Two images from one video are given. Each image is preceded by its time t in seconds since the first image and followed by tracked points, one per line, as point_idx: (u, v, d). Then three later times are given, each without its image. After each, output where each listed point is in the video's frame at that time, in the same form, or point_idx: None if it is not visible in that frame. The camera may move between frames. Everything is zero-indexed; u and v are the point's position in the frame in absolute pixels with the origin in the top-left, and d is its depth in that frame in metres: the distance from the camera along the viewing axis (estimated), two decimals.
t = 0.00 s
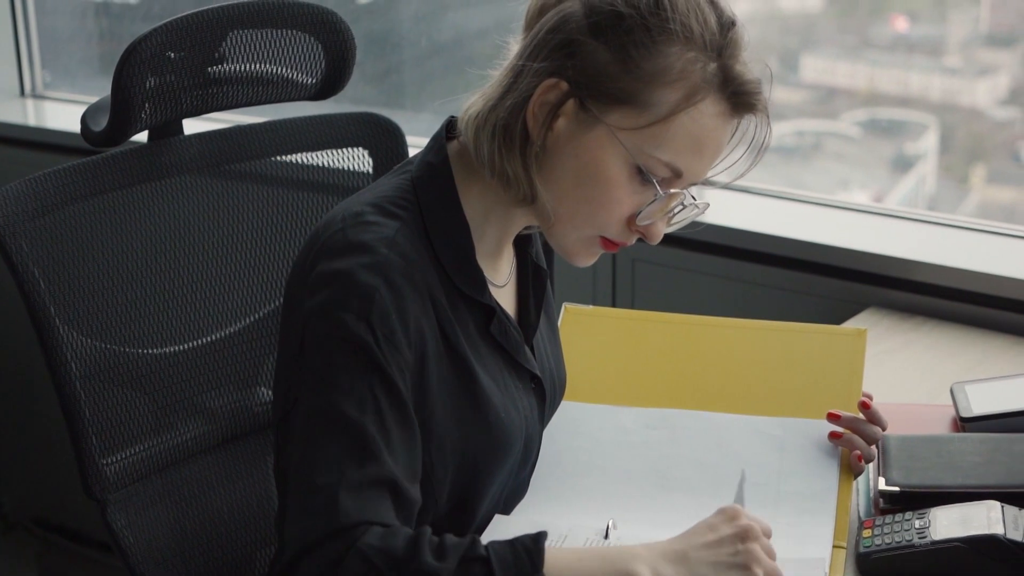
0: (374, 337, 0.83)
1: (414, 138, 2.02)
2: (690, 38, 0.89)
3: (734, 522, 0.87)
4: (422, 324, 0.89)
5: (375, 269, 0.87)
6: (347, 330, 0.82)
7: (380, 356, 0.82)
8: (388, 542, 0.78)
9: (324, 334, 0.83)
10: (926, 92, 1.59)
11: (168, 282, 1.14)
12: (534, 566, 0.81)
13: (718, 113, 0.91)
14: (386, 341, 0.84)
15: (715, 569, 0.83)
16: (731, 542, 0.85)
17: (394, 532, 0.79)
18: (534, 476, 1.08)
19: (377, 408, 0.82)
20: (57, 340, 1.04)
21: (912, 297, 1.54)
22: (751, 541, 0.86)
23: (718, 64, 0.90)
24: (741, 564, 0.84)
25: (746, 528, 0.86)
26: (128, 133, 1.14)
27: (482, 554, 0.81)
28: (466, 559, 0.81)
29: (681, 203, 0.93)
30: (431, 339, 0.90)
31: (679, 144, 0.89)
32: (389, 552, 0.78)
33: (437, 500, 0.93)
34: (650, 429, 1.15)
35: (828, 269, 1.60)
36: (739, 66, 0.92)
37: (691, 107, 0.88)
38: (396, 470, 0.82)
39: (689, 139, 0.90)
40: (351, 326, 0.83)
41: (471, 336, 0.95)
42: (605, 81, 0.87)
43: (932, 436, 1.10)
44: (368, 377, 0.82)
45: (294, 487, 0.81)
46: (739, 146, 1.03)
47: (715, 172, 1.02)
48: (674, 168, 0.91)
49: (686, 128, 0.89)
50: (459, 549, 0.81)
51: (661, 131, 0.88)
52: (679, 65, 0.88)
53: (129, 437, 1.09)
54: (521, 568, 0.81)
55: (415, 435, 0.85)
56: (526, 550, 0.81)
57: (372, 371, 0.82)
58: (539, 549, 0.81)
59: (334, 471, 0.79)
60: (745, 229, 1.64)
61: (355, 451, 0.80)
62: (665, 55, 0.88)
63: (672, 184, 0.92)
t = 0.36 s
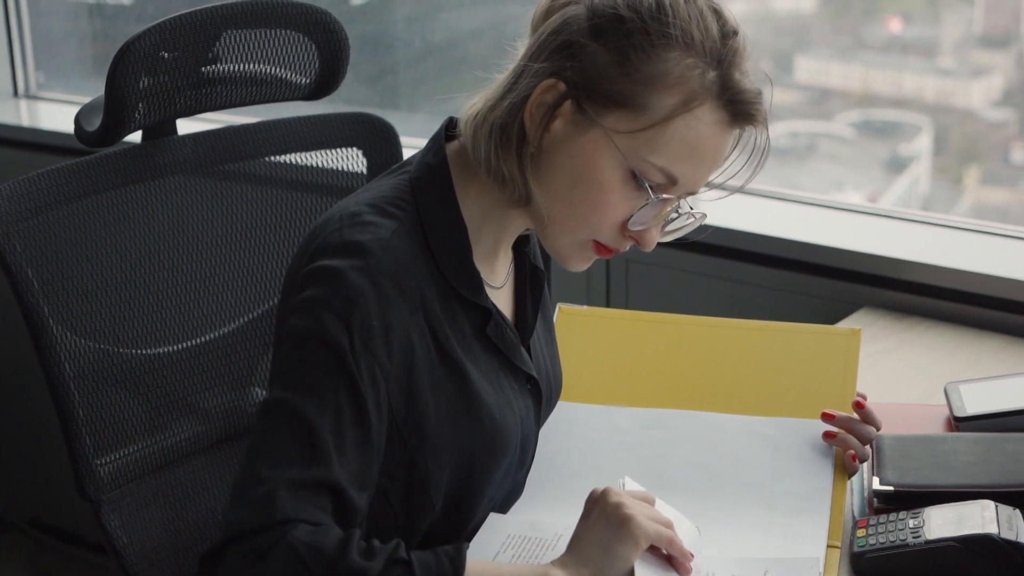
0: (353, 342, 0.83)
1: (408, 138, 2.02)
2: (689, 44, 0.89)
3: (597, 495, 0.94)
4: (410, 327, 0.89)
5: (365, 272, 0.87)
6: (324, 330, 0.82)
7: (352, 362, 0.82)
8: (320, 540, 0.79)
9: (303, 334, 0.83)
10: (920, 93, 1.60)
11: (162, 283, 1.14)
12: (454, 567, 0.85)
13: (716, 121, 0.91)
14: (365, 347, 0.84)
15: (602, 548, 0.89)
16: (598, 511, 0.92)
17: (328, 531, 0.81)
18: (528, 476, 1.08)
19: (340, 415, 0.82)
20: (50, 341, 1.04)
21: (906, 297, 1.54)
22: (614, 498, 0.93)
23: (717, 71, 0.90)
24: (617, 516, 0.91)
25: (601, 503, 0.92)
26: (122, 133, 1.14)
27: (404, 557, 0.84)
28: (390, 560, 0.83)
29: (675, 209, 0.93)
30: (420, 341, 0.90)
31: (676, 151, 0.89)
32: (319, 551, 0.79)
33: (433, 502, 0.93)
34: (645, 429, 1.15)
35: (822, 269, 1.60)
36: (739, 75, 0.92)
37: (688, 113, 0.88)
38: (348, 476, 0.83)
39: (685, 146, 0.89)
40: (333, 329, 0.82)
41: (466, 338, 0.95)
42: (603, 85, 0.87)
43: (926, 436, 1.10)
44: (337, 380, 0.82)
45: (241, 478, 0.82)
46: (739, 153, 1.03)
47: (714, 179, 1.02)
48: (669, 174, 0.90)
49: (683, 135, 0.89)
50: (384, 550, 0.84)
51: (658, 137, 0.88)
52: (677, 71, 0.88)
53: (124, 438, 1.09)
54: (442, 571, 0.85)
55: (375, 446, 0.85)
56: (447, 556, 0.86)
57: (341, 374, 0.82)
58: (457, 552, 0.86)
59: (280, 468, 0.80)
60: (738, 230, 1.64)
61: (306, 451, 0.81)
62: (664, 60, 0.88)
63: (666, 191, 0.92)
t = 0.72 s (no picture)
0: (342, 348, 0.83)
1: (396, 138, 2.02)
2: (673, 43, 0.89)
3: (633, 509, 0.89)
4: (395, 326, 0.89)
5: (351, 275, 0.87)
6: (313, 337, 0.82)
7: (343, 367, 0.82)
8: (319, 551, 0.79)
9: (291, 341, 0.83)
10: (906, 93, 1.60)
11: (150, 283, 1.13)
12: None
13: (700, 120, 0.91)
14: (355, 352, 0.84)
15: None
16: (627, 532, 0.87)
17: (328, 541, 0.81)
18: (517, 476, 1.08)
19: (332, 422, 0.82)
20: (37, 341, 1.04)
21: (893, 295, 1.54)
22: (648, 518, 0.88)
23: (702, 71, 0.90)
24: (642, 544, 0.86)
25: (635, 517, 0.88)
26: (109, 133, 1.14)
27: (405, 565, 0.84)
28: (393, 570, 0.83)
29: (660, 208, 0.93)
30: (408, 344, 0.90)
31: (659, 150, 0.89)
32: (317, 562, 0.79)
33: (423, 506, 0.93)
34: (634, 427, 1.15)
35: (809, 268, 1.60)
36: (723, 75, 0.92)
37: (671, 112, 0.88)
38: (343, 482, 0.83)
39: (669, 146, 0.90)
40: (320, 336, 0.82)
41: (454, 340, 0.95)
42: (586, 84, 0.88)
43: (913, 434, 1.10)
44: (326, 387, 0.82)
45: (239, 491, 0.82)
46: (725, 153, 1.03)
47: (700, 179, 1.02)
48: (653, 174, 0.91)
49: (666, 134, 0.89)
50: (386, 560, 0.83)
51: (641, 135, 0.88)
52: (661, 70, 0.88)
53: (112, 438, 1.09)
54: None
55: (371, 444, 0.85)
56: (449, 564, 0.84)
57: (331, 379, 0.82)
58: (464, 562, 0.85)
59: (275, 480, 0.80)
60: (725, 229, 1.64)
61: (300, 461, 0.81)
62: (647, 60, 0.88)
63: (650, 190, 0.92)
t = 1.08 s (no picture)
0: (348, 342, 0.83)
1: (376, 136, 2.02)
2: (645, 32, 0.89)
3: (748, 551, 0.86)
4: (390, 321, 0.89)
5: (342, 270, 0.86)
6: (319, 336, 0.82)
7: (356, 361, 0.82)
8: (384, 552, 0.80)
9: (296, 340, 0.82)
10: (886, 89, 1.60)
11: (129, 281, 1.13)
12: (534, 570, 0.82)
13: (674, 108, 0.91)
14: (361, 345, 0.84)
15: None
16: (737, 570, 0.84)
17: (390, 539, 0.81)
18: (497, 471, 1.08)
19: (360, 416, 0.82)
20: (17, 341, 1.03)
21: (874, 290, 1.55)
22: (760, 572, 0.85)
23: (674, 59, 0.90)
24: None
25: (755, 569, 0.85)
26: (87, 130, 1.13)
27: (482, 560, 0.82)
28: (467, 566, 0.82)
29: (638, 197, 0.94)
30: (397, 337, 0.90)
31: (635, 139, 0.90)
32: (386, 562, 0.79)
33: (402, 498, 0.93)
34: (615, 422, 1.15)
35: (791, 264, 1.60)
36: (696, 61, 0.92)
37: (646, 102, 0.88)
38: (383, 473, 0.83)
39: (645, 134, 0.90)
40: (326, 332, 0.82)
41: (437, 334, 0.95)
42: (560, 77, 0.87)
43: (892, 428, 1.11)
44: (345, 382, 0.82)
45: (285, 502, 0.82)
46: (696, 141, 1.03)
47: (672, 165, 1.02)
48: (630, 163, 0.91)
49: (643, 124, 0.89)
50: (458, 556, 0.82)
51: (616, 126, 0.89)
52: (634, 60, 0.88)
53: (92, 437, 1.09)
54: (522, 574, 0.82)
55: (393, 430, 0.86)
56: (527, 554, 0.82)
57: (352, 376, 0.82)
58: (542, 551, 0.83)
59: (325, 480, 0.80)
60: (706, 225, 1.64)
61: (343, 460, 0.81)
62: (621, 50, 0.87)
63: (628, 179, 0.92)
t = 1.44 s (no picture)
0: (335, 321, 0.83)
1: (363, 121, 2.02)
2: (634, 13, 0.88)
3: (733, 536, 0.87)
4: (378, 303, 0.89)
5: (329, 251, 0.86)
6: (307, 315, 0.82)
7: (342, 339, 0.82)
8: (372, 530, 0.79)
9: (284, 319, 0.82)
10: (871, 75, 1.60)
11: (115, 266, 1.13)
12: (524, 558, 0.81)
13: (663, 87, 0.91)
14: (347, 324, 0.84)
15: None
16: (727, 557, 0.85)
17: (378, 518, 0.80)
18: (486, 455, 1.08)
19: (347, 394, 0.82)
20: (5, 326, 1.03)
21: (860, 273, 1.55)
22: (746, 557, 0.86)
23: (663, 38, 0.90)
24: None
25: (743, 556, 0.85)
26: (72, 116, 1.13)
27: (473, 544, 0.81)
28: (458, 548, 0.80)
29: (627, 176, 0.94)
30: (386, 319, 0.90)
31: (626, 119, 0.90)
32: (374, 539, 0.79)
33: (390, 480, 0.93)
34: (603, 407, 1.15)
35: (777, 247, 1.60)
36: (684, 41, 0.92)
37: (636, 82, 0.88)
38: (369, 452, 0.83)
39: (635, 114, 0.90)
40: (314, 312, 0.82)
41: (425, 317, 0.95)
42: (551, 58, 0.87)
43: (880, 411, 1.11)
44: (331, 360, 0.82)
45: (267, 479, 0.81)
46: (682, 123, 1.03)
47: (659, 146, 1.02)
48: (621, 144, 0.91)
49: (633, 104, 0.89)
50: (448, 539, 0.81)
51: (607, 107, 0.88)
52: (624, 40, 0.87)
53: (80, 423, 1.08)
54: (512, 562, 0.81)
55: (381, 412, 0.86)
56: (517, 540, 0.81)
57: (337, 354, 0.82)
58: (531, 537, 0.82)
59: (311, 456, 0.80)
60: (692, 209, 1.64)
61: (330, 436, 0.80)
62: (609, 30, 0.87)
63: (619, 160, 0.92)
